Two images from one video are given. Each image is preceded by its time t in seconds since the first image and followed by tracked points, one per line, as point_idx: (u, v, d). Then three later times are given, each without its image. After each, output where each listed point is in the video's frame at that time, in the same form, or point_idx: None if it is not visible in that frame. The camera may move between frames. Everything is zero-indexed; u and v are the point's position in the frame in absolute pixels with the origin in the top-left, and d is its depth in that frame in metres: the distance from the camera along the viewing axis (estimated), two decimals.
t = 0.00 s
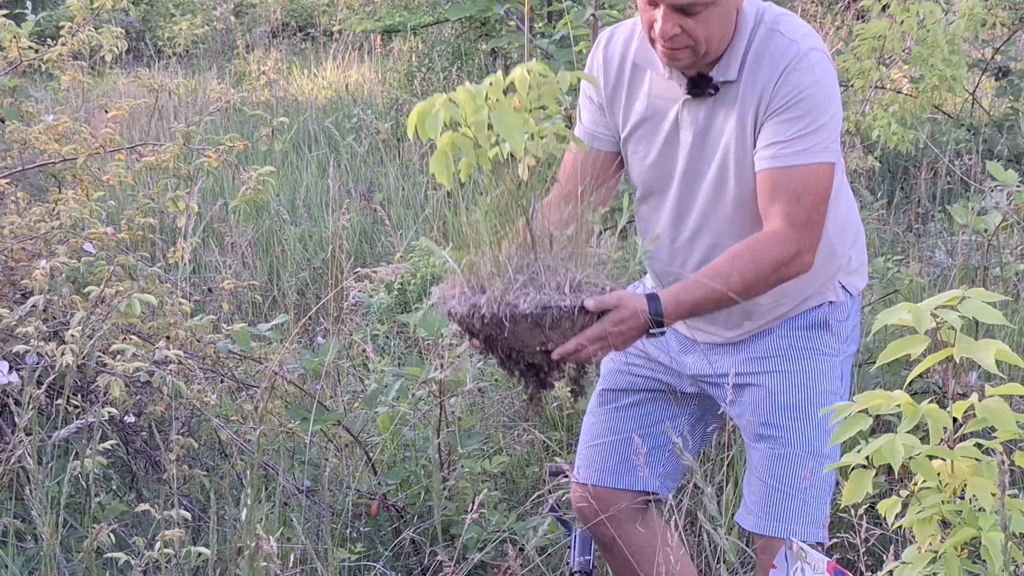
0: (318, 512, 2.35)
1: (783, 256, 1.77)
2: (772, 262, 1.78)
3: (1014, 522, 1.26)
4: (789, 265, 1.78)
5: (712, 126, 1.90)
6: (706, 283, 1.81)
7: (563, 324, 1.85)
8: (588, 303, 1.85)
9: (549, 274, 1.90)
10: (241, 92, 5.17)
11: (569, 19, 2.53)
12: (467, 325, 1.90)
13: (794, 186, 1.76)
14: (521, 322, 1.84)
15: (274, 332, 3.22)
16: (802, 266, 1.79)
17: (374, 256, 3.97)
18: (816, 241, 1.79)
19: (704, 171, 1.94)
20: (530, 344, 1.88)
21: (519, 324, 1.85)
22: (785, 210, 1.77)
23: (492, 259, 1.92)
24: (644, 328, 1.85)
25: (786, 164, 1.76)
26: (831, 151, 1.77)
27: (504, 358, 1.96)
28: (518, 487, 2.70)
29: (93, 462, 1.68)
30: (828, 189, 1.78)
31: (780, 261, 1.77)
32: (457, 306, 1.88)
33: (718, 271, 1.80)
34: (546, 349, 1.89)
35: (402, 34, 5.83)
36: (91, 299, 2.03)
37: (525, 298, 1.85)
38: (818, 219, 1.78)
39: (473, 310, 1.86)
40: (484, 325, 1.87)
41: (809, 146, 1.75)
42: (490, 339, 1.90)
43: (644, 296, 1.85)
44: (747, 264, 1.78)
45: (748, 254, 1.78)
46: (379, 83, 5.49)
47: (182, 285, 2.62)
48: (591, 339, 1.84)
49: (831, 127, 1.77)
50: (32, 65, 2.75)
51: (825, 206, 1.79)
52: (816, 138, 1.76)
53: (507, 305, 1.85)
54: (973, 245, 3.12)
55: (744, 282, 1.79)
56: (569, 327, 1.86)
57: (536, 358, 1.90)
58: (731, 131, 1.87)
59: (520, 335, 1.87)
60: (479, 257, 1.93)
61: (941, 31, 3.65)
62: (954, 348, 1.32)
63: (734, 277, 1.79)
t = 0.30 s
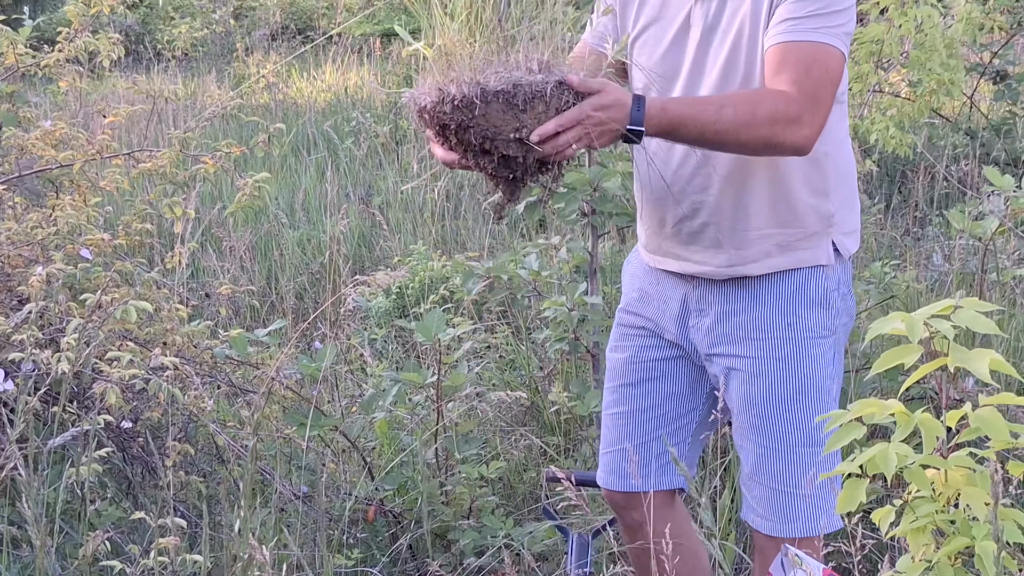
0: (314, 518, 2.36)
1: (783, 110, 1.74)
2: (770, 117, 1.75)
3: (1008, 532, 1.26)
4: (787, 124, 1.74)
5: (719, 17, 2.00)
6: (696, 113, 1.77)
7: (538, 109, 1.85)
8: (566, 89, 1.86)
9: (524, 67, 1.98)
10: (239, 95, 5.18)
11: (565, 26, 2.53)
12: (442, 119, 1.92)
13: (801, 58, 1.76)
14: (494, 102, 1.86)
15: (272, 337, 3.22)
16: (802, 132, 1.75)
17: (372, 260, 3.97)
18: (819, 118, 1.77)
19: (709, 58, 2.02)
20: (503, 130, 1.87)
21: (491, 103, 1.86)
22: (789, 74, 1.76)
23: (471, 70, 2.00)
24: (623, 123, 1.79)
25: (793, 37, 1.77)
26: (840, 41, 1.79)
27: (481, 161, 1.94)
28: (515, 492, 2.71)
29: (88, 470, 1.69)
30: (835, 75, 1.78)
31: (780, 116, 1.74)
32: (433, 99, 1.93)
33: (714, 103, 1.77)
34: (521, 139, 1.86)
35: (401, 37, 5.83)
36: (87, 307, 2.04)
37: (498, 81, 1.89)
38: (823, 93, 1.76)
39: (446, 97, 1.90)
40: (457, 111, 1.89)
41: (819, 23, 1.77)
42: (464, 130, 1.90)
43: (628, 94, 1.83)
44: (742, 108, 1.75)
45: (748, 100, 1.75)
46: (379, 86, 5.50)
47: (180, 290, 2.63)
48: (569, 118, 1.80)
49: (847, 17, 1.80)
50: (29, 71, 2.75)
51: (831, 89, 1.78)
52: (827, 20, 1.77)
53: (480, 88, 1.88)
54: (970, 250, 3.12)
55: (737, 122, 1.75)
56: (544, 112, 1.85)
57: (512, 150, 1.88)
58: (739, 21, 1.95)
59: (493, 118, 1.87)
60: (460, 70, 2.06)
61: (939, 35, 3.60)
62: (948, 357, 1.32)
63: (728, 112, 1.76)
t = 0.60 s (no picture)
0: (314, 528, 2.36)
1: (762, 54, 1.62)
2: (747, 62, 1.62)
3: (1006, 547, 1.26)
4: (765, 71, 1.61)
5: None
6: (671, 43, 1.63)
7: (515, 34, 1.68)
8: (544, 12, 1.68)
9: None
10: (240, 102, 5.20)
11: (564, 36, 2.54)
12: (417, 47, 1.78)
13: (787, 9, 1.64)
14: (471, 30, 1.71)
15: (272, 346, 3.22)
16: (780, 81, 1.62)
17: (372, 267, 3.98)
18: (803, 73, 1.64)
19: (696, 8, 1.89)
20: (482, 59, 1.72)
21: (469, 31, 1.71)
22: (773, 24, 1.64)
23: None
24: (599, 45, 1.62)
25: None
26: None
27: (458, 89, 1.80)
28: (515, 501, 2.71)
29: (88, 482, 1.69)
30: (822, 33, 1.66)
31: (759, 60, 1.61)
32: (406, 26, 1.78)
33: (690, 36, 1.63)
34: (500, 67, 1.72)
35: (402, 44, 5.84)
36: (87, 318, 2.04)
37: (474, 6, 1.72)
38: (807, 47, 1.64)
39: (421, 25, 1.76)
40: (433, 40, 1.75)
41: None
42: (440, 59, 1.77)
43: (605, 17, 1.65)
44: (719, 47, 1.62)
45: (725, 39, 1.63)
46: (379, 94, 5.51)
47: (180, 299, 2.63)
48: (546, 41, 1.63)
49: None
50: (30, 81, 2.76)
51: (817, 46, 1.65)
52: None
53: (456, 14, 1.73)
54: (970, 259, 3.12)
55: (712, 59, 1.62)
56: (521, 38, 1.69)
57: (490, 78, 1.74)
58: None
59: (470, 47, 1.72)
60: None
61: (938, 43, 3.61)
62: (945, 372, 1.33)
63: (704, 46, 1.62)
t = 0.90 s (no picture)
0: (315, 536, 2.35)
1: (738, 45, 1.65)
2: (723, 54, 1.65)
3: (1008, 556, 1.25)
4: (740, 61, 1.64)
5: None
6: (650, 32, 1.66)
7: (498, 20, 1.73)
8: None
9: None
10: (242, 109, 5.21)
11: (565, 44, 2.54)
12: (400, 32, 1.79)
13: (762, 4, 1.68)
14: (455, 15, 1.73)
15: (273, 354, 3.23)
16: (755, 71, 1.65)
17: (373, 274, 3.98)
18: (777, 66, 1.67)
19: (672, 4, 1.91)
20: (465, 44, 1.75)
21: (453, 16, 1.73)
22: (749, 18, 1.68)
23: None
24: (580, 32, 1.65)
25: None
26: None
27: (441, 76, 1.83)
28: (516, 508, 2.71)
29: (88, 490, 1.69)
30: (796, 30, 1.70)
31: (735, 49, 1.64)
32: (390, 11, 1.79)
33: (668, 25, 1.66)
34: (483, 53, 1.75)
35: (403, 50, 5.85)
36: (89, 325, 2.05)
37: None
38: (780, 43, 1.67)
39: (405, 10, 1.77)
40: (417, 25, 1.76)
41: None
42: (423, 45, 1.78)
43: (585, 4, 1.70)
44: (696, 36, 1.65)
45: (701, 29, 1.66)
46: (381, 100, 5.52)
47: (182, 306, 2.64)
48: (529, 25, 1.67)
49: None
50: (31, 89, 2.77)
51: (790, 42, 1.69)
52: None
53: None
54: (970, 266, 3.12)
55: (690, 47, 1.65)
56: (505, 24, 1.73)
57: (472, 64, 1.77)
58: None
59: (454, 32, 1.75)
60: None
61: (939, 50, 3.61)
62: (946, 381, 1.33)
63: (682, 35, 1.66)
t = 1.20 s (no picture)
0: None
1: (727, 111, 1.72)
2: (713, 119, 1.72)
3: None
4: (730, 126, 1.71)
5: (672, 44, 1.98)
6: (642, 96, 1.72)
7: (496, 80, 1.76)
8: (524, 60, 1.77)
9: (480, 35, 1.90)
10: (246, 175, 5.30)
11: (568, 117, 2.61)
12: (399, 90, 1.83)
13: (747, 75, 1.76)
14: (454, 74, 1.78)
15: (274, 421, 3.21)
16: (743, 136, 1.72)
17: (375, 340, 4.00)
18: (763, 133, 1.75)
19: (657, 74, 2.00)
20: (462, 102, 1.78)
21: (452, 75, 1.78)
22: (735, 87, 1.76)
23: (423, 37, 1.90)
24: (575, 93, 1.70)
25: (741, 59, 1.78)
26: (785, 72, 1.81)
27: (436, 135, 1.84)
28: None
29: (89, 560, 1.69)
30: (779, 101, 1.78)
31: (724, 115, 1.71)
32: (391, 69, 1.84)
33: (660, 90, 1.73)
34: (479, 114, 1.76)
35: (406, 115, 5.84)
36: (93, 394, 2.06)
37: (458, 52, 1.81)
38: (765, 113, 1.76)
39: (405, 69, 1.82)
40: (417, 83, 1.80)
41: (766, 49, 1.79)
42: (420, 103, 1.81)
43: (581, 69, 1.74)
44: (687, 100, 1.71)
45: (692, 95, 1.73)
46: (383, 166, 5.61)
47: (183, 372, 2.63)
48: (525, 86, 1.70)
49: (792, 61, 1.83)
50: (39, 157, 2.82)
51: (774, 112, 1.78)
52: (773, 49, 1.80)
53: (439, 59, 1.80)
54: (973, 333, 3.12)
55: (681, 110, 1.71)
56: (502, 85, 1.76)
57: (468, 124, 1.77)
58: (690, 51, 1.95)
59: (452, 91, 1.78)
60: (415, 35, 1.93)
61: (939, 117, 3.66)
62: (951, 453, 1.31)
63: (673, 100, 1.72)
